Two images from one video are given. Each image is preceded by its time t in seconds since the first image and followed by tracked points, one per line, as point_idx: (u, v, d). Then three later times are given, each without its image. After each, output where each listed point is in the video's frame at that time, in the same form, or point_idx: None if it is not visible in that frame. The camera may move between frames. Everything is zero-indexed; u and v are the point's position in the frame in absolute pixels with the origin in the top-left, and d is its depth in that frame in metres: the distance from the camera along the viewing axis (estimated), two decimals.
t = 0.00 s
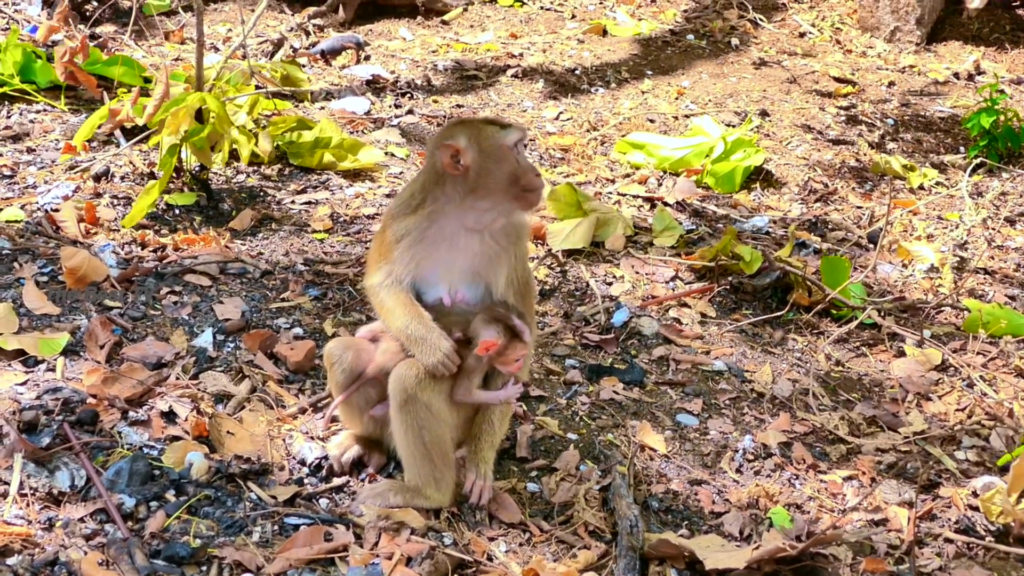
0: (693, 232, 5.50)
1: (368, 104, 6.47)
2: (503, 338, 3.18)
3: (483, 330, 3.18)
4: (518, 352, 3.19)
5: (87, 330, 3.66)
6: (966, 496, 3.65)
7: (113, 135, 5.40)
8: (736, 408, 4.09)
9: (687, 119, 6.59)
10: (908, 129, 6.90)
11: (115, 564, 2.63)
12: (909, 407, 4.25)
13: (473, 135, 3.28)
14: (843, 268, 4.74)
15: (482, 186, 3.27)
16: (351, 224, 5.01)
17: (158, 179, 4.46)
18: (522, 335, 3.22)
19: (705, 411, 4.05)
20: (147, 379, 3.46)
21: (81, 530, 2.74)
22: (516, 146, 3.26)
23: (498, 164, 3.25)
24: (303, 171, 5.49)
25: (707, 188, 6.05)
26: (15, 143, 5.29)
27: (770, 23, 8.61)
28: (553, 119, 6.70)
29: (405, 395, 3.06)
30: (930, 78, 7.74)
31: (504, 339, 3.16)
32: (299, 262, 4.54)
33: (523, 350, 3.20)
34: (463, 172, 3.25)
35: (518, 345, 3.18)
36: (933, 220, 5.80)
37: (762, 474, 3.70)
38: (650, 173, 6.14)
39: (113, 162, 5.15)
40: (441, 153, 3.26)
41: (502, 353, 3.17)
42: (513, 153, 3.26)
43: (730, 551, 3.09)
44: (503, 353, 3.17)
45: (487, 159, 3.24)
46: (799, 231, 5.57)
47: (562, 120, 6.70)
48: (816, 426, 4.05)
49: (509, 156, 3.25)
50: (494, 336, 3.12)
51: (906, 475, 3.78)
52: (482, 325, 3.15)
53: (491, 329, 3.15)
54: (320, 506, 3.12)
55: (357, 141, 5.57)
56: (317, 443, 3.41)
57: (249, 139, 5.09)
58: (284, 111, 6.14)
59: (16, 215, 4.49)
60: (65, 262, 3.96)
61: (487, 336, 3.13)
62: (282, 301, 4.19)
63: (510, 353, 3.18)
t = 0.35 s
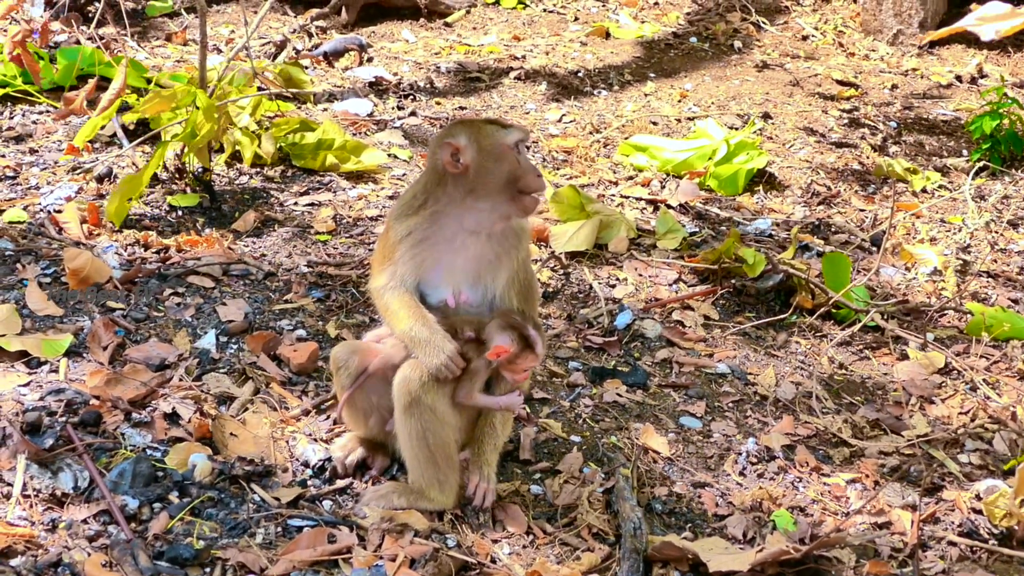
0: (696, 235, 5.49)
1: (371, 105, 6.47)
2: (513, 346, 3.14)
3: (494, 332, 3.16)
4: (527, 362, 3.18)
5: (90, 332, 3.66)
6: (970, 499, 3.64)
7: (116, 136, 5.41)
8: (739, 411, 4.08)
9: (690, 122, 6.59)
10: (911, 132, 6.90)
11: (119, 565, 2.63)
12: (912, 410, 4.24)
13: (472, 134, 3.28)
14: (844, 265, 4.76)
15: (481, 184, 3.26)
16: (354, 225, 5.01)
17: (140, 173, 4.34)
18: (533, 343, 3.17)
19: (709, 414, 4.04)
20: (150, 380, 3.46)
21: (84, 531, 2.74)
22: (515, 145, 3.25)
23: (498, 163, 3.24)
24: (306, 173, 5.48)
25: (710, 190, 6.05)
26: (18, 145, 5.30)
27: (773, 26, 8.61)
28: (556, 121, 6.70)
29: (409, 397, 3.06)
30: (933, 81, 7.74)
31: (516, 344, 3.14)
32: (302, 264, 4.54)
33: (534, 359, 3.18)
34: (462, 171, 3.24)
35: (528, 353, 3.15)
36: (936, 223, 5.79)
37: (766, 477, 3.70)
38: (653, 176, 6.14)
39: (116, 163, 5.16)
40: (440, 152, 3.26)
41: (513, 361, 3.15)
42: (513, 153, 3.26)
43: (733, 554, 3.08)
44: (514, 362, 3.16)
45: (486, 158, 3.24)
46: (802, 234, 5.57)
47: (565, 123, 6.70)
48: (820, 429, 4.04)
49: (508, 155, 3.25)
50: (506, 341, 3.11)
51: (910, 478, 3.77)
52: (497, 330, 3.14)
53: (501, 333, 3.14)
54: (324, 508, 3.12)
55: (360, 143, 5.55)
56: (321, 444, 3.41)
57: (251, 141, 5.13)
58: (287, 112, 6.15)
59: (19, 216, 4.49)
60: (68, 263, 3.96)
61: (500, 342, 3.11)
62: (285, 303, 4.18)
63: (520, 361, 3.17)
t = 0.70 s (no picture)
0: (699, 237, 5.49)
1: (373, 107, 6.48)
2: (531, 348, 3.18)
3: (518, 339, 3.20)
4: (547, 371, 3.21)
5: (92, 334, 3.66)
6: (972, 501, 3.63)
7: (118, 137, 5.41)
8: (742, 413, 4.07)
9: (692, 124, 6.58)
10: (913, 135, 6.89)
11: (121, 567, 2.62)
12: (914, 413, 4.24)
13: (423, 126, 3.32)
14: (847, 267, 4.75)
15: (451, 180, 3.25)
16: (356, 227, 5.01)
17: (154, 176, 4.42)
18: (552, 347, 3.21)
19: (711, 416, 4.03)
20: (152, 382, 3.45)
21: (86, 532, 2.73)
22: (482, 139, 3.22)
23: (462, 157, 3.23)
24: (308, 174, 5.50)
25: (712, 193, 6.05)
26: (19, 146, 5.30)
27: (775, 28, 8.61)
28: (558, 124, 6.70)
29: (414, 398, 3.04)
30: (934, 84, 7.73)
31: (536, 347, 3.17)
32: (304, 265, 4.54)
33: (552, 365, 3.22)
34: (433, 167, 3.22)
35: (549, 358, 3.19)
36: (938, 226, 5.79)
37: (768, 479, 3.68)
38: (655, 178, 6.14)
39: (117, 165, 5.15)
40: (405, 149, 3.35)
41: (534, 367, 3.18)
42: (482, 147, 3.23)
43: (736, 555, 3.08)
44: (535, 368, 3.18)
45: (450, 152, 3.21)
46: (804, 236, 5.56)
47: (567, 125, 6.70)
48: (822, 431, 4.03)
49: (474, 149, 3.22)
50: (527, 346, 3.14)
51: (912, 480, 3.76)
52: (519, 337, 3.19)
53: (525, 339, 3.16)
54: (326, 509, 3.11)
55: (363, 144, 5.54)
56: (323, 446, 3.40)
57: (253, 141, 5.10)
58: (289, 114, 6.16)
59: (21, 217, 4.49)
60: (70, 265, 3.97)
61: (522, 347, 3.14)
62: (287, 305, 4.18)
63: (540, 368, 3.19)
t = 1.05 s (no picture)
0: (701, 238, 5.49)
1: (374, 109, 6.48)
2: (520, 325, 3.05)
3: (505, 314, 3.08)
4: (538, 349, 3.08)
5: (95, 336, 3.66)
6: (976, 503, 3.62)
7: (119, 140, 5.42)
8: (745, 415, 4.07)
9: (694, 125, 6.58)
10: (915, 136, 6.88)
11: (125, 569, 2.62)
12: (918, 414, 4.23)
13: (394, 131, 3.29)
14: (850, 268, 4.74)
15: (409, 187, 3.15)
16: (358, 229, 5.01)
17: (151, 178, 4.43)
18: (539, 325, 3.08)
19: (714, 417, 4.02)
20: (155, 384, 3.45)
21: (90, 535, 2.73)
22: (432, 140, 3.08)
23: (415, 162, 3.11)
24: (309, 177, 5.49)
25: (714, 194, 6.06)
26: (21, 148, 5.30)
27: (776, 30, 8.61)
28: (560, 125, 6.70)
29: (411, 400, 3.03)
30: (936, 85, 7.73)
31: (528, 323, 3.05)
32: (306, 267, 4.53)
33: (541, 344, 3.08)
34: (391, 172, 3.17)
35: (538, 334, 3.06)
36: (940, 227, 5.78)
37: (772, 480, 3.68)
38: (657, 179, 6.13)
39: (119, 168, 5.16)
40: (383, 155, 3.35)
41: (523, 346, 3.06)
42: (433, 148, 3.09)
43: (740, 557, 3.07)
44: (524, 346, 3.06)
45: (403, 160, 3.12)
46: (807, 237, 5.55)
47: (569, 126, 6.70)
48: (826, 432, 4.02)
49: (425, 152, 3.08)
50: (517, 323, 3.02)
51: (916, 482, 3.75)
52: (507, 315, 3.06)
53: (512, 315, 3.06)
54: (330, 512, 3.11)
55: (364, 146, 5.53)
56: (326, 448, 3.39)
57: (254, 145, 5.17)
58: (291, 116, 6.17)
59: (23, 220, 4.50)
60: (73, 267, 3.96)
61: (513, 322, 3.03)
62: (289, 307, 4.18)
63: (530, 347, 3.07)
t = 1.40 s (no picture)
0: (706, 241, 5.47)
1: (379, 110, 6.48)
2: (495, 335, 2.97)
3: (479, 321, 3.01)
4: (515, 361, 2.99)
5: (97, 334, 3.65)
6: (981, 508, 3.59)
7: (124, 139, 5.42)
8: (749, 418, 4.05)
9: (700, 127, 6.57)
10: (923, 140, 6.86)
11: (125, 567, 2.62)
12: (923, 418, 4.21)
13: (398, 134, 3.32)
14: (857, 272, 4.73)
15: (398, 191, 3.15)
16: (363, 229, 5.01)
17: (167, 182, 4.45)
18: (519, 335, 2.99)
19: (718, 420, 4.01)
20: (157, 383, 3.45)
21: (90, 533, 2.73)
22: (422, 140, 3.09)
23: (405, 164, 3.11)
24: (314, 177, 5.50)
25: (720, 197, 6.05)
26: (25, 147, 5.31)
27: (784, 32, 8.59)
28: (565, 127, 6.69)
29: (397, 399, 3.02)
30: (944, 89, 7.71)
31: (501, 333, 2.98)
32: (310, 267, 4.53)
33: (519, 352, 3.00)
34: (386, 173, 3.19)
35: (514, 347, 2.98)
36: (947, 232, 5.76)
37: (776, 484, 3.66)
38: (663, 181, 6.10)
39: (124, 167, 5.17)
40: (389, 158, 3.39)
41: (499, 356, 2.98)
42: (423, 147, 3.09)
43: (742, 561, 3.05)
44: (500, 357, 2.99)
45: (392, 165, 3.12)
46: (813, 241, 5.54)
47: (575, 128, 6.70)
48: (831, 436, 4.01)
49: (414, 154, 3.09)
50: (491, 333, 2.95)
51: (921, 486, 3.73)
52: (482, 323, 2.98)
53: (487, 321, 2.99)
54: (331, 512, 3.10)
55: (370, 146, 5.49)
56: (328, 448, 3.38)
57: (260, 144, 5.19)
58: (296, 116, 6.17)
59: (27, 218, 4.50)
60: (76, 265, 3.96)
61: (485, 332, 2.96)
62: (292, 306, 4.17)
63: (507, 357, 3.00)
